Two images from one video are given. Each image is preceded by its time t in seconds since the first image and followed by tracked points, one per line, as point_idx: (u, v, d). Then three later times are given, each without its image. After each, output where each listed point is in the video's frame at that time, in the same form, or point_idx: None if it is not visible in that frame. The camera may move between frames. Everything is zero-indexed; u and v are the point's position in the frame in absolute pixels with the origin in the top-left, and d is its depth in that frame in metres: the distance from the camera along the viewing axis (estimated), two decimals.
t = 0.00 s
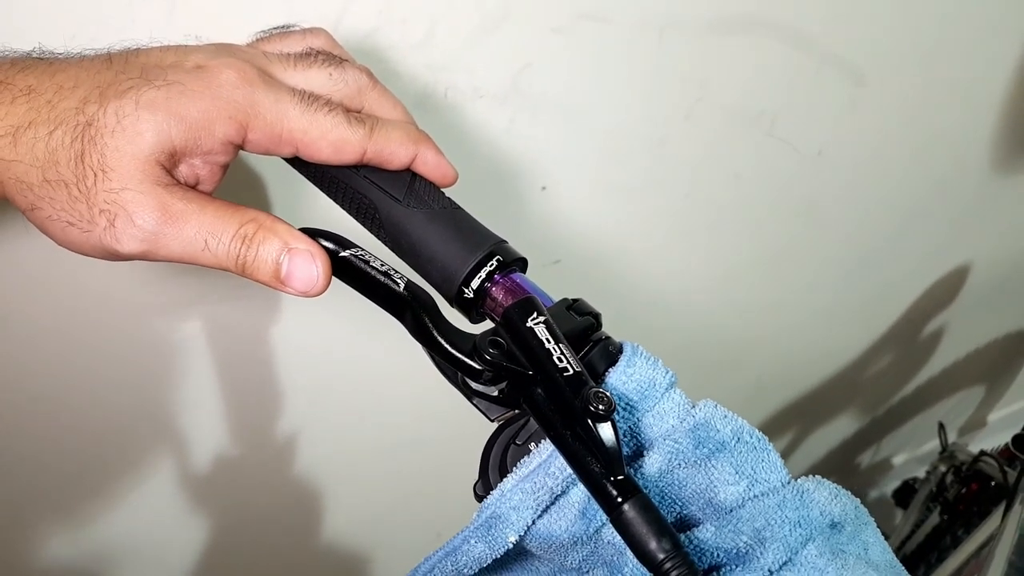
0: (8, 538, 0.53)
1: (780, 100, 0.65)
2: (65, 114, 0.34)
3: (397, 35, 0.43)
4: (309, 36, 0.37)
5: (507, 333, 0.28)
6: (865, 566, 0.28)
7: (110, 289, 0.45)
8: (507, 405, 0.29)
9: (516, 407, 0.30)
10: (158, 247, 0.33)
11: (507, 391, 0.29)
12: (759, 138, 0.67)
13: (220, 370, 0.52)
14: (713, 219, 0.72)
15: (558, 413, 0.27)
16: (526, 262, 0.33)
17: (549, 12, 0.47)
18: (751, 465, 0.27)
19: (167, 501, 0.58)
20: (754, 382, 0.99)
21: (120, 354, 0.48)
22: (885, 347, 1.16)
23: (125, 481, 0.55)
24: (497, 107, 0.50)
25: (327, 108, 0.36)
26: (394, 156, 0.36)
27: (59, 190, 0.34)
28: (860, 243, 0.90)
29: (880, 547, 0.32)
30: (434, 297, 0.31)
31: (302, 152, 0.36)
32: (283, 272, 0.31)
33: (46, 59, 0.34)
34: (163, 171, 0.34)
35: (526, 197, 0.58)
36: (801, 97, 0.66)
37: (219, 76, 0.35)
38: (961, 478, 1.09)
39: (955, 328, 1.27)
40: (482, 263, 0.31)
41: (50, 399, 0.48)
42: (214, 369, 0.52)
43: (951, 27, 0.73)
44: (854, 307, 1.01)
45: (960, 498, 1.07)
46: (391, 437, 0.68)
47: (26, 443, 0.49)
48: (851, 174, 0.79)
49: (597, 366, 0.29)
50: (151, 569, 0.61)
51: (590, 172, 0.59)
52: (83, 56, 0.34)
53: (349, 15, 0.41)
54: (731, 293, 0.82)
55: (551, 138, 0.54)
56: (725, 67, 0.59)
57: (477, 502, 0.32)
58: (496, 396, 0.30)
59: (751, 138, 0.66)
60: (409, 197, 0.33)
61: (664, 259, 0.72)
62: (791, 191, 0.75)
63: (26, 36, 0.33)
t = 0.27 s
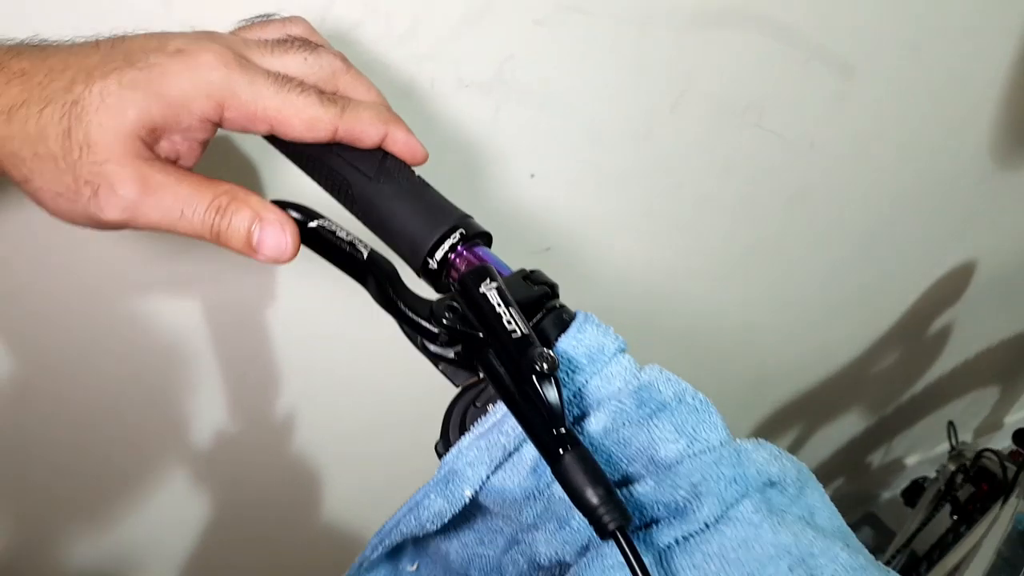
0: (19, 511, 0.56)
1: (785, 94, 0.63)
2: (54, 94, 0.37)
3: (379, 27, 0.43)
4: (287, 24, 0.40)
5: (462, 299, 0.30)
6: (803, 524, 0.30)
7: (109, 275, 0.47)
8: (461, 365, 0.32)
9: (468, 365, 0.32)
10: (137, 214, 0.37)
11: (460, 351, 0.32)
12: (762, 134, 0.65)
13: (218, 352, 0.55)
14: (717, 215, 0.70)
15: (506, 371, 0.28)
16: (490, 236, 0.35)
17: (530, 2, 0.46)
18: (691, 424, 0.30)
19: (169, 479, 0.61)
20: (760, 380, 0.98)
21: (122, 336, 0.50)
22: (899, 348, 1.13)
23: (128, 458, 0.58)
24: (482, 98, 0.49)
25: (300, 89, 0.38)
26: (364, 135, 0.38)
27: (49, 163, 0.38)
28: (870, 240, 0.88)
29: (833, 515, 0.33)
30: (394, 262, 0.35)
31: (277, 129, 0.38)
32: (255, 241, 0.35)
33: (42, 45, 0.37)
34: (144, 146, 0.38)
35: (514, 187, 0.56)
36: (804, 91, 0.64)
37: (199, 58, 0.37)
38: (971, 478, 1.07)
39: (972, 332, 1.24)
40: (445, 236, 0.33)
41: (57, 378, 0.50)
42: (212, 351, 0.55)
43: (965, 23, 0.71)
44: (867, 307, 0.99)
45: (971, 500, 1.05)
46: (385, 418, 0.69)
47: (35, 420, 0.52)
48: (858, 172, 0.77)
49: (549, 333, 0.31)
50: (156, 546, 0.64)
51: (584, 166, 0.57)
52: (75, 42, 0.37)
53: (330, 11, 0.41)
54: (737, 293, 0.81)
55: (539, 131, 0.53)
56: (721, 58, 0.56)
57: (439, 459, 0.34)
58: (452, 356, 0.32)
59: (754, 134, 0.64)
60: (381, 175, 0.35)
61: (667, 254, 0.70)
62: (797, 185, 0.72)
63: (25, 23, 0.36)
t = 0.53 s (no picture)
0: (56, 474, 0.59)
1: (813, 98, 0.63)
2: (106, 67, 0.39)
3: (415, 20, 0.45)
4: (324, 11, 0.42)
5: (479, 270, 0.32)
6: (799, 494, 0.32)
7: (150, 254, 0.50)
8: (477, 333, 0.33)
9: (484, 333, 0.33)
10: (179, 181, 0.40)
11: (478, 320, 0.33)
12: (787, 136, 0.65)
13: (249, 333, 0.57)
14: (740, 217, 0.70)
15: (520, 337, 0.30)
16: (509, 215, 0.37)
17: None
18: (696, 397, 0.31)
19: (198, 454, 0.63)
20: (781, 387, 0.98)
21: (160, 314, 0.53)
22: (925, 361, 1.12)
23: (161, 431, 0.60)
24: (511, 91, 0.50)
25: (335, 70, 0.40)
26: (392, 117, 0.40)
27: (99, 131, 0.40)
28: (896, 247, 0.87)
29: (835, 492, 0.35)
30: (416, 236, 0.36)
31: (311, 108, 0.40)
32: (287, 211, 0.37)
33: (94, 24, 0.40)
34: (186, 119, 0.40)
35: (539, 180, 0.57)
36: (830, 94, 0.64)
37: (241, 38, 0.39)
38: (994, 494, 1.04)
39: (1002, 348, 1.22)
40: (467, 213, 0.35)
41: (97, 349, 0.53)
42: (245, 333, 0.57)
43: (999, 31, 0.71)
44: (892, 316, 0.98)
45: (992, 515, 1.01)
46: (409, 409, 0.70)
47: (74, 389, 0.55)
48: (885, 178, 0.77)
49: (563, 307, 0.32)
50: (183, 517, 0.67)
51: (608, 163, 0.58)
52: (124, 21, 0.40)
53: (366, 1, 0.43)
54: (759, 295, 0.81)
55: (565, 125, 0.54)
56: (748, 59, 0.57)
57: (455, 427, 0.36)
58: (470, 325, 0.34)
59: (781, 136, 0.65)
60: (408, 154, 0.38)
61: (689, 253, 0.71)
62: (822, 189, 0.73)
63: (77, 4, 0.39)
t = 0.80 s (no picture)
0: (61, 487, 0.59)
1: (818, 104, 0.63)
2: (104, 82, 0.39)
3: (418, 31, 0.44)
4: (326, 22, 0.42)
5: (484, 286, 0.32)
6: (808, 511, 0.32)
7: (154, 269, 0.50)
8: (482, 350, 0.33)
9: (489, 349, 0.33)
10: (178, 198, 0.40)
11: (482, 336, 0.33)
12: (791, 144, 0.65)
13: (254, 346, 0.56)
14: (745, 224, 0.70)
15: (525, 355, 0.30)
16: (514, 229, 0.36)
17: (563, 9, 0.47)
18: (704, 413, 0.31)
19: (203, 468, 0.63)
20: (786, 393, 0.98)
21: (164, 328, 0.53)
22: (930, 365, 1.12)
23: (165, 445, 0.60)
24: (514, 101, 0.50)
25: (337, 83, 0.40)
26: (396, 130, 0.40)
27: (98, 147, 0.40)
28: (900, 253, 0.87)
29: (842, 506, 0.34)
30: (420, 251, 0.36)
31: (313, 122, 0.40)
32: (289, 227, 0.37)
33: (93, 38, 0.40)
34: (187, 134, 0.40)
35: (543, 190, 0.57)
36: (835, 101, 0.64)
37: (241, 51, 0.39)
38: (1000, 498, 1.04)
39: (1007, 351, 1.22)
40: (471, 228, 0.35)
41: (101, 363, 0.53)
42: (250, 347, 0.56)
43: (1002, 36, 0.70)
44: (897, 321, 0.97)
45: (998, 519, 1.01)
46: (414, 420, 0.70)
47: (78, 402, 0.54)
48: (890, 183, 0.77)
49: (568, 323, 0.31)
50: (188, 529, 0.66)
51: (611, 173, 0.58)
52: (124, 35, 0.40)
53: (368, 13, 0.43)
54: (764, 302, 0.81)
55: (569, 135, 0.54)
56: (753, 67, 0.57)
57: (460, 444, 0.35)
58: (474, 341, 0.34)
59: (784, 143, 0.64)
60: (412, 168, 0.37)
61: (693, 261, 0.70)
62: (826, 195, 0.72)
63: (77, 18, 0.39)
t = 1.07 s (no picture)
0: (61, 494, 0.59)
1: (817, 108, 0.63)
2: (100, 90, 0.40)
3: (417, 37, 0.44)
4: (324, 28, 0.42)
5: (483, 295, 0.32)
6: (809, 520, 0.32)
7: (153, 275, 0.50)
8: (481, 359, 0.33)
9: (488, 358, 0.33)
10: (174, 207, 0.40)
11: (481, 345, 0.33)
12: (791, 148, 0.65)
13: (254, 352, 0.56)
14: (747, 229, 0.70)
15: (524, 364, 0.30)
16: (514, 236, 0.36)
17: (563, 14, 0.47)
18: (704, 423, 0.31)
19: (203, 474, 0.63)
20: (788, 398, 0.98)
21: (164, 335, 0.53)
22: (931, 368, 1.11)
23: (165, 451, 0.60)
24: (513, 107, 0.50)
25: (334, 90, 0.40)
26: (393, 137, 0.40)
27: (93, 155, 0.40)
28: (902, 256, 0.87)
29: (843, 515, 0.35)
30: (419, 260, 0.36)
31: (310, 129, 0.40)
32: (286, 235, 0.37)
33: (88, 46, 0.39)
34: (183, 142, 0.40)
35: (543, 195, 0.57)
36: (835, 104, 0.64)
37: (237, 59, 0.39)
38: (1002, 501, 1.03)
39: (1008, 354, 1.21)
40: (470, 235, 0.35)
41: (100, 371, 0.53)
42: (250, 353, 0.56)
43: (1003, 40, 0.70)
44: (898, 324, 0.97)
45: (1000, 523, 1.01)
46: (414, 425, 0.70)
47: (78, 409, 0.54)
48: (890, 187, 0.76)
49: (567, 331, 0.31)
50: (188, 535, 0.66)
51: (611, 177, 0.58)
52: (120, 43, 0.40)
53: (367, 18, 0.43)
54: (764, 306, 0.81)
55: (568, 141, 0.54)
56: (753, 70, 0.57)
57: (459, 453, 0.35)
58: (474, 350, 0.33)
59: (784, 147, 0.64)
60: (411, 176, 0.37)
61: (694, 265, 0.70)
62: (827, 199, 0.72)
63: (73, 27, 0.39)
